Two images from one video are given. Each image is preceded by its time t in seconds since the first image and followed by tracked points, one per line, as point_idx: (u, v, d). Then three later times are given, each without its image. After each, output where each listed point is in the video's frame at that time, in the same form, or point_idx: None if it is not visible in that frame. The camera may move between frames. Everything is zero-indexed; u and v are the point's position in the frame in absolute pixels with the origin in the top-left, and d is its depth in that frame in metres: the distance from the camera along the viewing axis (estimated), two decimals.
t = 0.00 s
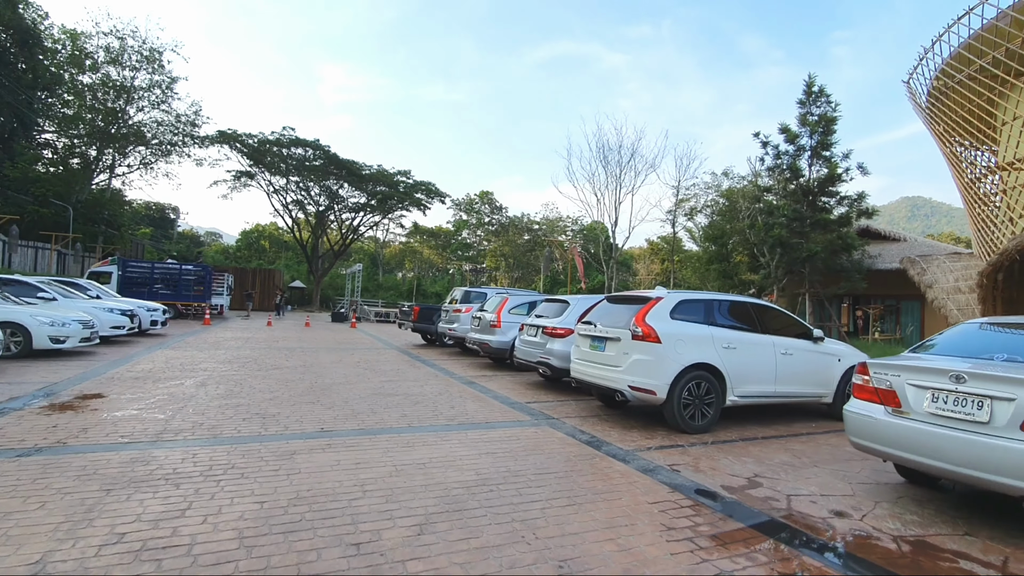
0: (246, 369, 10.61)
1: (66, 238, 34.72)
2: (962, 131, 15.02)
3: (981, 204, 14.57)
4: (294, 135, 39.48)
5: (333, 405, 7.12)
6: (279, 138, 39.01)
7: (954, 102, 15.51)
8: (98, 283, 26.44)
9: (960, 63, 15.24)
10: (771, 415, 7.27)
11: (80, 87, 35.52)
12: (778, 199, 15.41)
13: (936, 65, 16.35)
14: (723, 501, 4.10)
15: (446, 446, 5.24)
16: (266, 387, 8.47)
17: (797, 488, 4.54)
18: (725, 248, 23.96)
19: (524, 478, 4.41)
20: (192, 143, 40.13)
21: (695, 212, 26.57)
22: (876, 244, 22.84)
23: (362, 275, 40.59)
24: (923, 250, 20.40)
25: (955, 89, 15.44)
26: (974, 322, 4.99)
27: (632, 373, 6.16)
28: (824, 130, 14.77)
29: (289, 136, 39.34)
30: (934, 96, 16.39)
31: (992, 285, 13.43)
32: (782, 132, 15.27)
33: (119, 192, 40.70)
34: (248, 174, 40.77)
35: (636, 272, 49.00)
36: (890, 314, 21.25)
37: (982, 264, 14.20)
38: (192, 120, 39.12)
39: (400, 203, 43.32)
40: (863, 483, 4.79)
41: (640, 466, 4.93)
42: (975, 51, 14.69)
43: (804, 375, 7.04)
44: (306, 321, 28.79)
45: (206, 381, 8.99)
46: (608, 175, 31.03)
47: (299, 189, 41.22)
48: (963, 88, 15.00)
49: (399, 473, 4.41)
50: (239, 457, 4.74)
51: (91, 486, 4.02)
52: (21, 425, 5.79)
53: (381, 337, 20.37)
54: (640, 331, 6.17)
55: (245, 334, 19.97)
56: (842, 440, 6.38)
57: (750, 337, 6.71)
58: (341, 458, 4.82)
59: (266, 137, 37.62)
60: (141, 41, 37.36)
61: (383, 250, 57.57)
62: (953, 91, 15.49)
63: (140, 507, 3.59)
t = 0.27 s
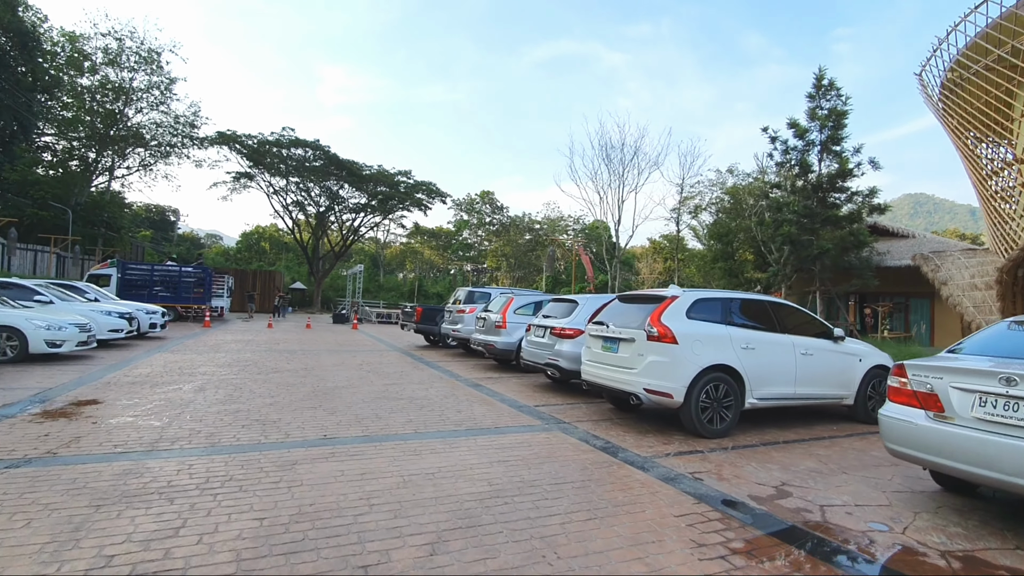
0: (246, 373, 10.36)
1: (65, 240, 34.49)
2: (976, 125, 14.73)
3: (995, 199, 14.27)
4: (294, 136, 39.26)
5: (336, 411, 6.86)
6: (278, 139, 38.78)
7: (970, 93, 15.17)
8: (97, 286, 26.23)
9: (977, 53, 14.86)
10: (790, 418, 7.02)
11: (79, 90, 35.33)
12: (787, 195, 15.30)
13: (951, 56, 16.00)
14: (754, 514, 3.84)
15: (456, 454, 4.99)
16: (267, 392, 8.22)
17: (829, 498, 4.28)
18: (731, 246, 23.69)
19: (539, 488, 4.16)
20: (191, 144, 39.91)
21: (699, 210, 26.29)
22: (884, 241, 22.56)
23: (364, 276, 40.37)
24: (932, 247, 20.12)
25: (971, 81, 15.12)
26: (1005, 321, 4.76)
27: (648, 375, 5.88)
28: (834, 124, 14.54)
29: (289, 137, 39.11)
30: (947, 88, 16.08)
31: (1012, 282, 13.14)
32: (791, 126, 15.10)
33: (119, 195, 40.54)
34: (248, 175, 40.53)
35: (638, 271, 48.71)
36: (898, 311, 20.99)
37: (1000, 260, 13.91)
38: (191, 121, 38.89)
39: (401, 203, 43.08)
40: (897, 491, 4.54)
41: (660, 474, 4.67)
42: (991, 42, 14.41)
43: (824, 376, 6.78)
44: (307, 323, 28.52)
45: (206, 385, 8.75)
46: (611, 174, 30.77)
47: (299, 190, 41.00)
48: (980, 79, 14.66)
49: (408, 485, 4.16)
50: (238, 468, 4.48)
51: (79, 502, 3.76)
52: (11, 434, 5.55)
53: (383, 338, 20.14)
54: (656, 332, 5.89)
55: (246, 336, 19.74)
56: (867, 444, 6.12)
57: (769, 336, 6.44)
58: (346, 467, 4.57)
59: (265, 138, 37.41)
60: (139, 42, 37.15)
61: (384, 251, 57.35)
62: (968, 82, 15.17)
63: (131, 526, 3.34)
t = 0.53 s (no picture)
0: (247, 379, 10.14)
1: (66, 246, 34.31)
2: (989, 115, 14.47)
3: (1008, 191, 14.09)
4: (293, 138, 39.07)
5: (339, 417, 6.63)
6: (278, 141, 38.61)
7: (982, 82, 14.90)
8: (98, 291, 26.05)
9: (989, 42, 14.50)
10: (809, 419, 6.78)
11: (78, 95, 35.19)
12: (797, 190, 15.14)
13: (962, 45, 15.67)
14: (786, 526, 3.61)
15: (465, 463, 4.76)
16: (267, 398, 7.99)
17: (862, 507, 4.06)
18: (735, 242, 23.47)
19: (556, 500, 3.92)
20: (191, 148, 39.69)
21: (703, 206, 26.02)
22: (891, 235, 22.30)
23: (365, 278, 40.17)
24: (942, 240, 19.88)
25: (983, 70, 14.82)
26: None
27: (662, 377, 5.62)
28: (843, 116, 14.46)
29: (288, 139, 38.91)
30: (958, 78, 15.78)
31: None
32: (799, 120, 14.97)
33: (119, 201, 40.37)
34: (248, 178, 40.35)
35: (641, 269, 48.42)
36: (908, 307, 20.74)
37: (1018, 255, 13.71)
38: (190, 125, 38.69)
39: (402, 204, 42.85)
40: (933, 498, 4.31)
41: (681, 482, 4.44)
42: (1003, 30, 14.00)
43: (844, 375, 6.54)
44: (309, 326, 28.31)
45: (205, 392, 8.52)
46: (613, 172, 30.50)
47: (299, 192, 40.80)
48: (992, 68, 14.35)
49: (416, 498, 3.92)
50: (236, 481, 4.25)
51: (66, 522, 3.53)
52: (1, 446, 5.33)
53: (386, 340, 19.91)
54: (670, 332, 5.63)
55: (248, 340, 19.52)
56: (892, 446, 5.88)
57: (787, 335, 6.19)
58: (350, 480, 4.33)
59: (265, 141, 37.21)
60: (137, 46, 37.01)
61: (385, 252, 57.13)
62: (980, 72, 14.87)
63: (120, 550, 3.11)
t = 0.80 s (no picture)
0: (244, 381, 9.90)
1: (66, 248, 34.11)
2: (1001, 112, 14.24)
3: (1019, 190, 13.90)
4: (295, 139, 38.95)
5: (337, 422, 6.40)
6: (279, 142, 38.48)
7: (995, 78, 14.63)
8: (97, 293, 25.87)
9: (1001, 36, 14.20)
10: (825, 424, 6.53)
11: (79, 97, 35.12)
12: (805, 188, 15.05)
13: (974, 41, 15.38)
14: (814, 542, 3.36)
15: (468, 471, 4.51)
16: (263, 402, 7.75)
17: (891, 519, 3.81)
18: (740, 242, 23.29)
19: (564, 512, 3.68)
20: (191, 149, 39.53)
21: (707, 206, 25.75)
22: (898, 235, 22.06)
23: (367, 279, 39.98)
24: (950, 239, 19.61)
25: (995, 65, 14.53)
26: None
27: (674, 381, 5.36)
28: (853, 113, 14.37)
29: (289, 140, 38.80)
30: (970, 73, 15.51)
31: None
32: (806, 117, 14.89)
33: (120, 202, 40.24)
34: (249, 179, 40.19)
35: (643, 271, 48.19)
36: (915, 307, 20.52)
37: None
38: (190, 125, 38.50)
39: (404, 206, 42.65)
40: (964, 509, 4.06)
41: (697, 491, 4.19)
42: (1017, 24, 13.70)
43: (861, 377, 6.30)
44: (310, 328, 28.10)
45: (199, 396, 8.28)
46: (616, 172, 30.30)
47: (301, 193, 40.65)
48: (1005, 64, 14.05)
49: (416, 510, 3.66)
50: (225, 492, 4.00)
51: (39, 538, 3.28)
52: None
53: (387, 342, 19.68)
54: (682, 333, 5.38)
55: (247, 342, 19.32)
56: (914, 452, 5.62)
57: (802, 336, 5.95)
58: (346, 490, 4.07)
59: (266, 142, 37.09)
60: (137, 47, 36.90)
61: (387, 254, 56.96)
62: (993, 67, 14.60)
63: (94, 571, 2.86)
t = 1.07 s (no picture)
0: (239, 386, 9.64)
1: (64, 248, 33.87)
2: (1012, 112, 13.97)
3: None
4: (294, 139, 38.74)
5: (332, 430, 6.14)
6: (279, 143, 38.28)
7: (1006, 77, 14.36)
8: (94, 294, 25.63)
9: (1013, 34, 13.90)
10: (841, 433, 6.26)
11: (79, 97, 35.03)
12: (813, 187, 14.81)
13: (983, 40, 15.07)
14: (844, 567, 3.10)
15: (468, 485, 4.25)
16: (256, 408, 7.49)
17: (923, 539, 3.55)
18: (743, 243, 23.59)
19: (573, 532, 3.41)
20: (191, 150, 39.33)
21: (710, 207, 25.48)
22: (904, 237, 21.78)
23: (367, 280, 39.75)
24: (958, 240, 19.33)
25: (1006, 64, 14.26)
26: None
27: (685, 388, 5.09)
28: (860, 112, 14.19)
29: (289, 141, 38.58)
30: (981, 72, 15.23)
31: None
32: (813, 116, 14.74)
33: (119, 202, 40.07)
34: (249, 180, 39.98)
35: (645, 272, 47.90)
36: (921, 309, 20.25)
37: None
38: (190, 126, 38.31)
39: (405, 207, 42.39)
40: (999, 527, 3.80)
41: (713, 508, 3.92)
42: None
43: (879, 384, 6.03)
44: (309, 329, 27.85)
45: (192, 401, 8.03)
46: (618, 172, 30.05)
47: (301, 194, 40.43)
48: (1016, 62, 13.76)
49: (412, 530, 3.40)
50: (209, 509, 3.74)
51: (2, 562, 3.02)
52: None
53: (386, 344, 19.41)
54: (693, 338, 5.11)
55: (245, 345, 19.07)
56: (936, 463, 5.35)
57: (819, 341, 5.69)
58: (338, 507, 3.81)
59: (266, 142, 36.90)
60: (137, 47, 36.75)
61: (388, 255, 56.72)
62: (1004, 66, 14.31)
63: None
